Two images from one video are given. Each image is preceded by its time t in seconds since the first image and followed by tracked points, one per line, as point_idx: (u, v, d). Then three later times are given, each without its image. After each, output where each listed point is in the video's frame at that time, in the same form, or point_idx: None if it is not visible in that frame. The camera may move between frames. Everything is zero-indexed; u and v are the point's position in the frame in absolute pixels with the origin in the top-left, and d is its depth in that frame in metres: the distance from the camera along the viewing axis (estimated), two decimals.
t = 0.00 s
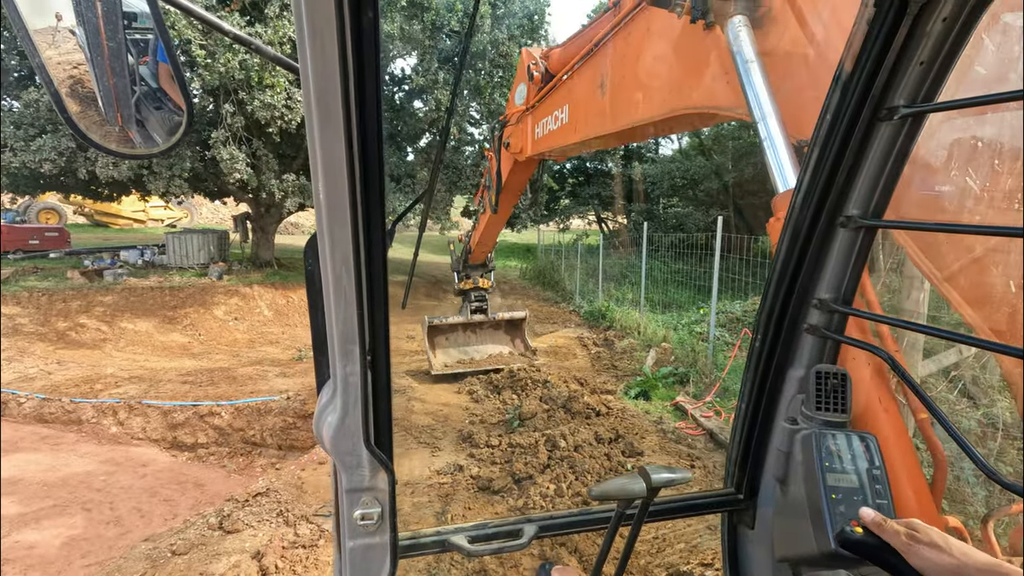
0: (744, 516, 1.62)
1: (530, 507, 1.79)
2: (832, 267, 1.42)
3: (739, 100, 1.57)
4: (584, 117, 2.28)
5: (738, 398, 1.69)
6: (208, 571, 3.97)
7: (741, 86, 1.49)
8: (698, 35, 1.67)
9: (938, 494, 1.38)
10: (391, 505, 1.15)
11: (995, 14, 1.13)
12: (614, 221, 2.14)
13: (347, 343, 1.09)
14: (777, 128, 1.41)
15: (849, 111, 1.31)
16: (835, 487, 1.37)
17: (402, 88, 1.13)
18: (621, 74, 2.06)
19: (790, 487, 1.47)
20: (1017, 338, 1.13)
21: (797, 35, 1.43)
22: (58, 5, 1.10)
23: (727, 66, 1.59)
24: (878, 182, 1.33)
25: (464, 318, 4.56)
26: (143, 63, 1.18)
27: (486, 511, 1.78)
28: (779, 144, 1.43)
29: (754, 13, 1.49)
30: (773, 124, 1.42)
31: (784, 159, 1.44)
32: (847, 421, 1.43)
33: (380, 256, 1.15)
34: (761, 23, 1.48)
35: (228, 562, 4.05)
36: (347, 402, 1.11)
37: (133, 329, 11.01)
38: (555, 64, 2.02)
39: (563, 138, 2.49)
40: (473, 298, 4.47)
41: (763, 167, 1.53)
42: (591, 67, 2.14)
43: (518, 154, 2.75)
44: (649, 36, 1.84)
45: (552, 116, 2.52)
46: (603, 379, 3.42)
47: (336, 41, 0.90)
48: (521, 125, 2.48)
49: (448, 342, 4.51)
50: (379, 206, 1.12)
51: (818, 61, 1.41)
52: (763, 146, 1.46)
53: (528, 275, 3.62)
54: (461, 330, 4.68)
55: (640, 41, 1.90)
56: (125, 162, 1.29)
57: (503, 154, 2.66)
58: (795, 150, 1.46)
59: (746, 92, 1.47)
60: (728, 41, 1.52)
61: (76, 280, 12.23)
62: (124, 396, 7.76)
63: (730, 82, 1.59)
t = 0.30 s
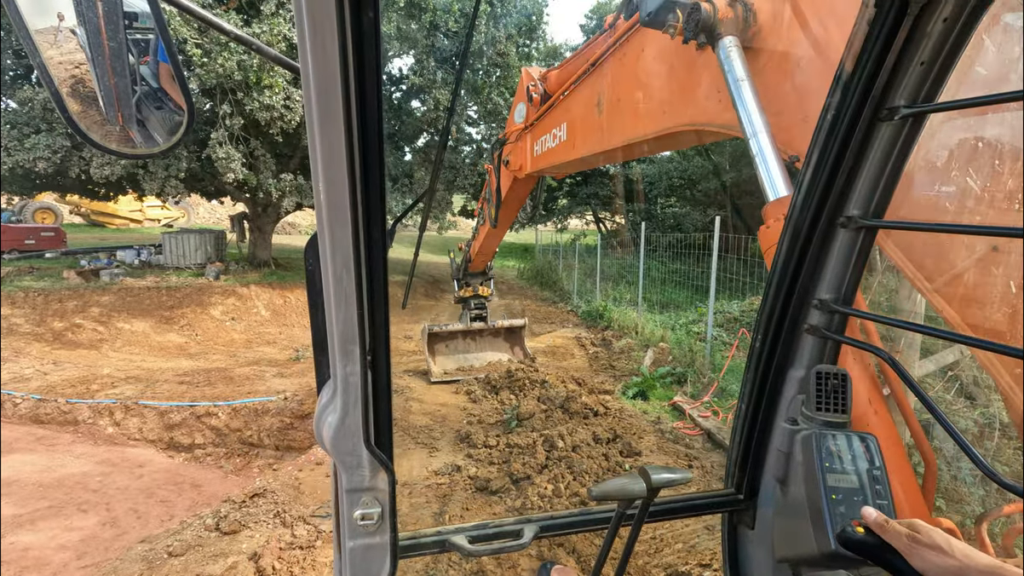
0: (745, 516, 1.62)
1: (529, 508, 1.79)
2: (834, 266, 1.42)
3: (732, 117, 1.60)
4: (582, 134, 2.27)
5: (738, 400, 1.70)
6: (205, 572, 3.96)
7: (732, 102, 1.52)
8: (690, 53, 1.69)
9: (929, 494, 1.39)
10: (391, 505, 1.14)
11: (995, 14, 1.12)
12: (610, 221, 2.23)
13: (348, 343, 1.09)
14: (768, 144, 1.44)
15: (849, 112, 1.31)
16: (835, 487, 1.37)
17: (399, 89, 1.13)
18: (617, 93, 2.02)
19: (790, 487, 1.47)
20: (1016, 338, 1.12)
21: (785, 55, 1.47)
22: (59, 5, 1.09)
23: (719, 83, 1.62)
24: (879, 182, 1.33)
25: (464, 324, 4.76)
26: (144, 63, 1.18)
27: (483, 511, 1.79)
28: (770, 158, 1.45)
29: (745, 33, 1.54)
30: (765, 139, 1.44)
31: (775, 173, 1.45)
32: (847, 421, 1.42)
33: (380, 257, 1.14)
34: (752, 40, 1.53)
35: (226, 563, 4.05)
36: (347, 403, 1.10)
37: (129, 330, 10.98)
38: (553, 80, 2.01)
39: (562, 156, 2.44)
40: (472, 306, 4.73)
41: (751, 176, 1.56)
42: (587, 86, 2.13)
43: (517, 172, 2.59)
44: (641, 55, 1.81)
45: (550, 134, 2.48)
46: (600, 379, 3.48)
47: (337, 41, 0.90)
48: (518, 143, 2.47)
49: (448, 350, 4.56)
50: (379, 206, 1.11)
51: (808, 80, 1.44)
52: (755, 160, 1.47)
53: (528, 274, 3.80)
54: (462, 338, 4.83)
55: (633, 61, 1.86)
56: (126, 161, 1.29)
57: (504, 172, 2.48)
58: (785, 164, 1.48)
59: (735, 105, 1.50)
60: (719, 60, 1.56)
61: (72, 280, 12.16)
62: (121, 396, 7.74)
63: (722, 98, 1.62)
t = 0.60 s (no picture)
0: (744, 516, 1.62)
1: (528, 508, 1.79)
2: (833, 265, 1.42)
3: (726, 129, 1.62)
4: (581, 146, 2.34)
5: (738, 399, 1.70)
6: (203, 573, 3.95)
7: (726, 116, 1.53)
8: (683, 68, 1.72)
9: (922, 494, 1.41)
10: (391, 505, 1.14)
11: (996, 14, 1.12)
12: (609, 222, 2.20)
13: (347, 343, 1.08)
14: (762, 158, 1.45)
15: (849, 113, 1.32)
16: (835, 487, 1.36)
17: (399, 89, 1.12)
18: (612, 106, 2.09)
19: (790, 487, 1.47)
20: (1013, 337, 1.12)
21: (777, 68, 1.50)
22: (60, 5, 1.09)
23: (713, 97, 1.67)
24: (879, 181, 1.34)
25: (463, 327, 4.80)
26: (143, 63, 1.17)
27: (482, 511, 1.78)
28: (764, 171, 1.47)
29: (735, 49, 1.55)
30: (758, 152, 1.45)
31: (769, 184, 1.48)
32: (847, 421, 1.42)
33: (380, 257, 1.14)
34: (741, 57, 1.55)
35: (224, 563, 4.05)
36: (347, 402, 1.10)
37: (127, 330, 10.97)
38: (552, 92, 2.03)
39: (561, 167, 2.53)
40: (472, 309, 4.75)
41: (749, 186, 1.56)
42: (585, 99, 2.21)
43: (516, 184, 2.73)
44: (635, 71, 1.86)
45: (548, 146, 2.60)
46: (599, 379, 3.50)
47: (337, 42, 0.90)
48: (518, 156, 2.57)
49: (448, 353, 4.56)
50: (378, 206, 1.10)
51: (800, 94, 1.47)
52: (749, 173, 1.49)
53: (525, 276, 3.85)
54: (461, 341, 4.84)
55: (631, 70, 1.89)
56: (126, 161, 1.28)
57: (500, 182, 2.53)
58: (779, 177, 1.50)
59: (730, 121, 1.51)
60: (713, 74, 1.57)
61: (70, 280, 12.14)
62: (119, 397, 7.72)
63: (717, 111, 1.67)
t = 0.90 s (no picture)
0: (744, 516, 1.62)
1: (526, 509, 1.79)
2: (832, 265, 1.42)
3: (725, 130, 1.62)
4: (580, 148, 2.35)
5: (738, 400, 1.70)
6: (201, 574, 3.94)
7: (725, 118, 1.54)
8: (682, 70, 1.72)
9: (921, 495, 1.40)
10: (391, 505, 1.14)
11: (996, 15, 1.12)
12: (609, 223, 2.29)
13: (347, 343, 1.08)
14: (761, 160, 1.46)
15: (848, 114, 1.32)
16: (834, 487, 1.35)
17: (397, 90, 1.11)
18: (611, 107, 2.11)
19: (790, 488, 1.47)
20: (1012, 338, 1.13)
21: (776, 69, 1.51)
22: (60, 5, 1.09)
23: (712, 99, 1.65)
24: (879, 182, 1.33)
25: (462, 328, 4.64)
26: (143, 63, 1.17)
27: (481, 512, 1.78)
28: (763, 172, 1.47)
29: (735, 50, 1.56)
30: (757, 153, 1.46)
31: (769, 186, 1.48)
32: (846, 421, 1.42)
33: (380, 258, 1.13)
34: (740, 59, 1.57)
35: (222, 565, 4.04)
36: (346, 402, 1.10)
37: (126, 331, 10.94)
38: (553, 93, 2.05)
39: (559, 168, 2.54)
40: (471, 310, 4.61)
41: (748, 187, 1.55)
42: (584, 100, 2.23)
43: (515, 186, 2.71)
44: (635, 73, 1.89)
45: (547, 148, 2.60)
46: (598, 379, 3.51)
47: (336, 42, 0.89)
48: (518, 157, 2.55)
49: (447, 353, 4.55)
50: (377, 207, 1.10)
51: (798, 95, 1.47)
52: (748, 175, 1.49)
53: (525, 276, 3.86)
54: (460, 342, 4.76)
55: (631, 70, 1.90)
56: (125, 161, 1.28)
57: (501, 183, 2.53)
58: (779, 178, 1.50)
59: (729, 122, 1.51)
60: (712, 76, 1.58)
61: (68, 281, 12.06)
62: (117, 398, 7.71)
63: (715, 113, 1.64)
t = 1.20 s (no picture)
0: (744, 516, 1.62)
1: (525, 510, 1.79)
2: (832, 264, 1.42)
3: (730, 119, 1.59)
4: (581, 136, 2.36)
5: (738, 400, 1.70)
6: None
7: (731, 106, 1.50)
8: (688, 57, 1.69)
9: (926, 493, 1.39)
10: (391, 505, 1.13)
11: (996, 15, 1.12)
12: (606, 223, 2.29)
13: (347, 343, 1.08)
14: (768, 149, 1.43)
15: (848, 113, 1.32)
16: (834, 487, 1.35)
17: (394, 92, 1.10)
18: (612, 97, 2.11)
19: (790, 487, 1.47)
20: (1010, 338, 1.14)
21: (782, 65, 1.48)
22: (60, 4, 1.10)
23: (717, 86, 1.63)
24: (879, 181, 1.33)
25: (462, 330, 4.68)
26: (143, 62, 1.16)
27: (479, 513, 1.77)
28: (769, 163, 1.44)
29: (742, 37, 1.52)
30: (763, 143, 1.43)
31: (775, 177, 1.45)
32: (846, 421, 1.42)
33: (380, 258, 1.13)
34: (750, 43, 1.52)
35: (218, 567, 4.01)
36: (346, 402, 1.09)
37: (121, 332, 10.88)
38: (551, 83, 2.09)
39: (562, 156, 2.55)
40: (472, 311, 4.64)
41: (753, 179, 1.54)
42: (584, 90, 2.23)
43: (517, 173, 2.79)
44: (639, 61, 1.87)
45: (549, 134, 2.60)
46: (595, 381, 3.55)
47: (337, 43, 0.89)
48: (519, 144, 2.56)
49: (446, 355, 4.60)
50: (378, 206, 1.09)
51: (805, 88, 1.45)
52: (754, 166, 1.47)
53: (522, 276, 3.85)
54: (460, 343, 4.76)
55: (633, 61, 1.90)
56: (126, 160, 1.28)
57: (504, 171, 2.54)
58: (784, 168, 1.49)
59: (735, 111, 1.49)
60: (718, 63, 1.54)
61: (63, 281, 11.98)
62: (112, 399, 7.66)
63: (720, 100, 1.62)
